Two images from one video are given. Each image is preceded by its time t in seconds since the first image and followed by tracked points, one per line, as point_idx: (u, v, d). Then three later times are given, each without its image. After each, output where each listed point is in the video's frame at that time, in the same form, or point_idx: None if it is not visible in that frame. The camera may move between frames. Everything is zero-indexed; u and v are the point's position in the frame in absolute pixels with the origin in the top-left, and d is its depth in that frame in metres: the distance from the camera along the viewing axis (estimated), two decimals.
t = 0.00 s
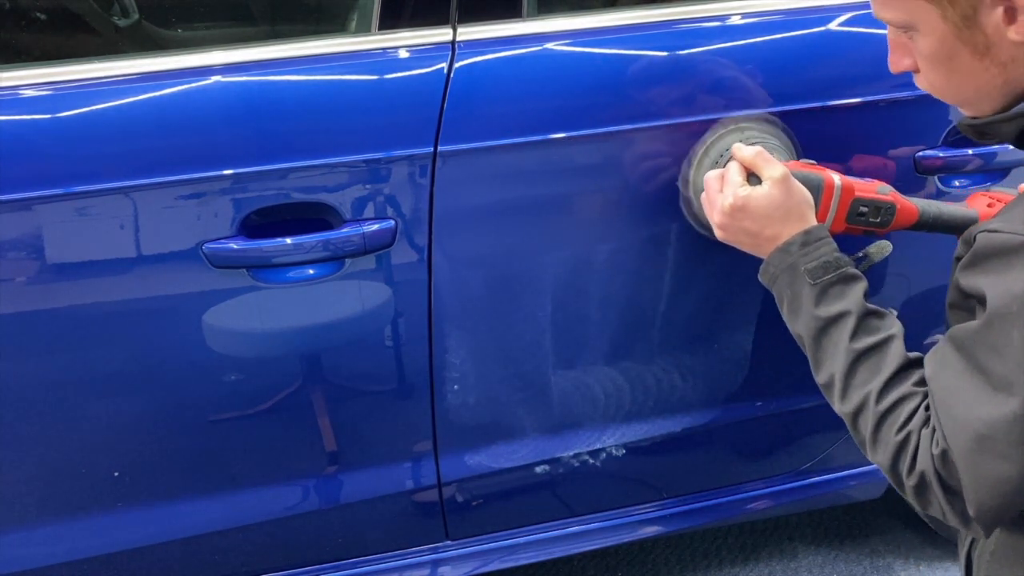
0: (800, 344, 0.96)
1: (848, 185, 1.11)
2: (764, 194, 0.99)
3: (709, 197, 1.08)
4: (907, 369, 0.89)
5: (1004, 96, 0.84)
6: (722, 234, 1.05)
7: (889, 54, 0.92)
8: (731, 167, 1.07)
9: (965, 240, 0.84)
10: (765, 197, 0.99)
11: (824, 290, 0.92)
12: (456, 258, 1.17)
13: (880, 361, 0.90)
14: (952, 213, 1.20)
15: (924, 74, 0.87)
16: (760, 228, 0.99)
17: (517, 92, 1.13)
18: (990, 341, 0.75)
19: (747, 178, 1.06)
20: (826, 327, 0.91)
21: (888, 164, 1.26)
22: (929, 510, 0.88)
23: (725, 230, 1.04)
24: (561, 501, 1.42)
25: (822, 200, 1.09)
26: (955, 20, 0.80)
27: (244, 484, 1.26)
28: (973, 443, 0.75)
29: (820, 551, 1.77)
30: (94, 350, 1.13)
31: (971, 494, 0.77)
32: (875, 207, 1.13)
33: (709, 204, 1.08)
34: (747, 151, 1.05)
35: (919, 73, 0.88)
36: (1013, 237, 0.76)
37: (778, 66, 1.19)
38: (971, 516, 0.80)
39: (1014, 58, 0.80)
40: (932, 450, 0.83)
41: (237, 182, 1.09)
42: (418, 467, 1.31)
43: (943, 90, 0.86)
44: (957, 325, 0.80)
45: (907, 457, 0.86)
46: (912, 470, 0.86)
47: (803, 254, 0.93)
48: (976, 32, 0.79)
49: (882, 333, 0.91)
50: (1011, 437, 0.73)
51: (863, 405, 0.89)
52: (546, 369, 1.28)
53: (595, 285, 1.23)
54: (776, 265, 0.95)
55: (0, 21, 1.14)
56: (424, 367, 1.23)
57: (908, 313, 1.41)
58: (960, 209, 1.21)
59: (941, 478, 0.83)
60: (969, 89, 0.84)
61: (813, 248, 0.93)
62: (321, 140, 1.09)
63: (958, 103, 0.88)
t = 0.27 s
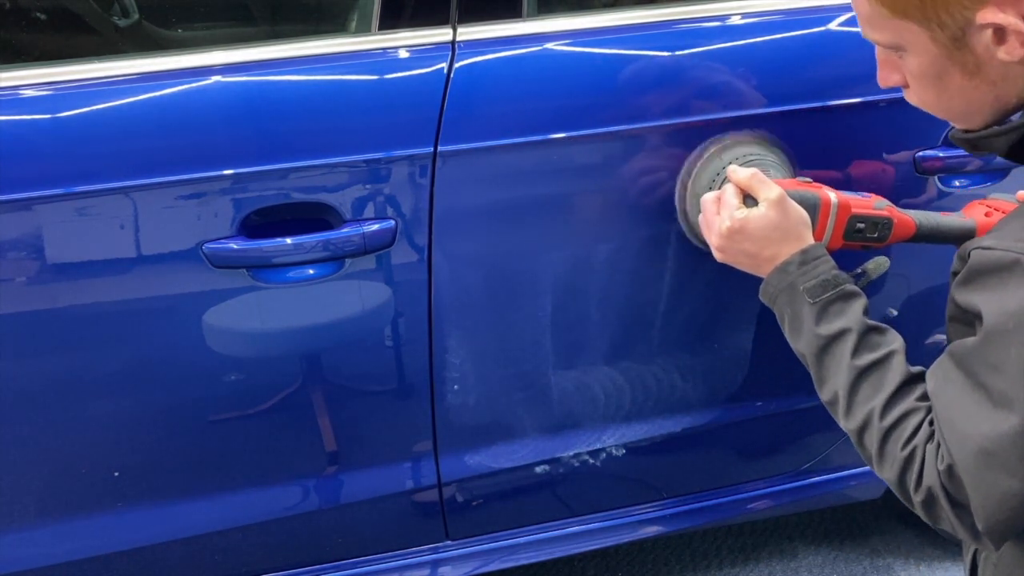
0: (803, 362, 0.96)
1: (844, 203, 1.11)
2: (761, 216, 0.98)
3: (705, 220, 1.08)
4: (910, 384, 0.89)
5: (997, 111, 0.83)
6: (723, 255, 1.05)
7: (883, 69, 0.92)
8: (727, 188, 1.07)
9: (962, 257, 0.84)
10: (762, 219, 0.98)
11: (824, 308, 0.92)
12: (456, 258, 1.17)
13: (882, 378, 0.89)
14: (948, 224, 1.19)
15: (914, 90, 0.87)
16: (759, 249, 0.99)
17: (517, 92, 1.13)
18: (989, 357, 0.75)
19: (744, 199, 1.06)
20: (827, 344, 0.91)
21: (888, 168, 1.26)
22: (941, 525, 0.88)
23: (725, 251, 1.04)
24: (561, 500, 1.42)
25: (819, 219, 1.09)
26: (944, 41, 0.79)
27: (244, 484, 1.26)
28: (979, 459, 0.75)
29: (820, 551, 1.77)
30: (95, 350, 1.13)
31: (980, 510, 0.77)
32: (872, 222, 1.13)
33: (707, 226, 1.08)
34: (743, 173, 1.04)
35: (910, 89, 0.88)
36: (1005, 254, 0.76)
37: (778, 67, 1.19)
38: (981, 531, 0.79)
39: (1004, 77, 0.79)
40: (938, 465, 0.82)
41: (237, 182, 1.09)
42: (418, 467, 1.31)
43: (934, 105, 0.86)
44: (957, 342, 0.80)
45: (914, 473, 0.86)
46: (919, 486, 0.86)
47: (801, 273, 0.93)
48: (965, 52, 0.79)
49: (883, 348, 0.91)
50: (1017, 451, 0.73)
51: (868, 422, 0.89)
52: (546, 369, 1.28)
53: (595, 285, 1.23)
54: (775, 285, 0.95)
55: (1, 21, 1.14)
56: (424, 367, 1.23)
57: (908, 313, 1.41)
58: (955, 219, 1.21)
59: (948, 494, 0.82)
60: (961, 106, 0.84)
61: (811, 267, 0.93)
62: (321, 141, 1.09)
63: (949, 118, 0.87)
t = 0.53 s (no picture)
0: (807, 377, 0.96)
1: (842, 218, 1.11)
2: (759, 236, 0.99)
3: (703, 240, 1.08)
4: (913, 397, 0.89)
5: (989, 127, 0.83)
6: (722, 276, 1.05)
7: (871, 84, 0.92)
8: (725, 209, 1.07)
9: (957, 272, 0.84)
10: (760, 240, 0.99)
11: (825, 324, 0.91)
12: (456, 258, 1.17)
13: (885, 392, 0.89)
14: (944, 235, 1.21)
15: (905, 107, 0.87)
16: (759, 270, 0.99)
17: (517, 92, 1.13)
18: (986, 372, 0.75)
19: (741, 219, 1.06)
20: (829, 360, 0.91)
21: (887, 173, 1.26)
22: (949, 537, 0.87)
23: (725, 272, 1.05)
24: (561, 500, 1.42)
25: (817, 235, 1.10)
26: (934, 66, 0.79)
27: (244, 484, 1.26)
28: (981, 475, 0.75)
29: (820, 551, 1.77)
30: (95, 350, 1.13)
31: (986, 525, 0.76)
32: (870, 237, 1.14)
33: (705, 246, 1.08)
34: (740, 195, 1.04)
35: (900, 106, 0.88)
36: (998, 271, 0.76)
37: (778, 67, 1.19)
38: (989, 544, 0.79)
39: (994, 96, 0.79)
40: (942, 480, 0.82)
41: (237, 182, 1.09)
42: (418, 467, 1.31)
43: (926, 122, 0.86)
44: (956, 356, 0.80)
45: (919, 487, 0.86)
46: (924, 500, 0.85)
47: (800, 290, 0.93)
48: (955, 75, 0.79)
49: (885, 362, 0.90)
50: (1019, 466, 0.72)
51: (872, 437, 0.89)
52: (546, 369, 1.28)
53: (595, 285, 1.23)
54: (776, 302, 0.95)
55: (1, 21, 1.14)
56: (424, 367, 1.23)
57: (908, 313, 1.41)
58: (952, 230, 1.22)
59: (954, 507, 0.82)
60: (954, 123, 0.84)
61: (810, 283, 0.93)
62: (321, 141, 1.09)
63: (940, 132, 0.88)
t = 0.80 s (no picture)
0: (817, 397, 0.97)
1: (842, 239, 1.12)
2: (759, 262, 1.00)
3: (705, 266, 1.09)
4: (920, 413, 0.89)
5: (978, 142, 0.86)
6: (727, 301, 1.07)
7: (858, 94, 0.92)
8: (726, 233, 1.08)
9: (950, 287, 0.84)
10: (761, 265, 1.00)
11: (828, 344, 0.92)
12: (456, 259, 1.17)
13: (891, 409, 0.90)
14: (946, 246, 1.22)
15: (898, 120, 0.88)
16: (761, 295, 1.01)
17: (517, 92, 1.13)
18: (983, 388, 0.75)
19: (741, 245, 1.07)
20: (834, 380, 0.92)
21: (889, 178, 1.27)
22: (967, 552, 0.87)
23: (729, 297, 1.06)
24: (561, 500, 1.42)
25: (817, 257, 1.10)
26: (938, 93, 0.79)
27: (244, 484, 1.26)
28: (988, 488, 0.75)
29: (820, 551, 1.77)
30: (95, 350, 1.13)
31: (999, 537, 0.76)
32: (871, 255, 1.14)
33: (708, 272, 1.09)
34: (738, 220, 1.05)
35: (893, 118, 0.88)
36: (988, 287, 0.76)
37: (777, 67, 1.19)
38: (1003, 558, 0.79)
39: (991, 117, 0.80)
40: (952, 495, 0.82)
41: (237, 182, 1.09)
42: (418, 467, 1.31)
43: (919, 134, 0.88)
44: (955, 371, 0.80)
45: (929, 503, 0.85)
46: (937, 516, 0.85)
47: (802, 312, 0.95)
48: (955, 99, 0.79)
49: (891, 379, 0.91)
50: None
51: (881, 454, 0.89)
52: (546, 369, 1.28)
53: (595, 285, 1.23)
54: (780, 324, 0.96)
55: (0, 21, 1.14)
56: (424, 367, 1.23)
57: (908, 313, 1.41)
58: (954, 241, 1.23)
59: (966, 522, 0.81)
60: (948, 140, 0.86)
61: (811, 305, 0.95)
62: (321, 140, 1.09)
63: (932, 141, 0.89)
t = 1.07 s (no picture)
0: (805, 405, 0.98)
1: (827, 243, 1.11)
2: (742, 273, 1.00)
3: (690, 276, 1.10)
4: (907, 419, 0.90)
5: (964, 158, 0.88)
6: (711, 309, 1.07)
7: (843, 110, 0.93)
8: (710, 242, 1.08)
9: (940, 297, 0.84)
10: (744, 276, 1.00)
11: (814, 352, 0.94)
12: (456, 259, 1.17)
13: (878, 416, 0.91)
14: (933, 247, 1.21)
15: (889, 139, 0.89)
16: (746, 304, 1.01)
17: (516, 92, 1.13)
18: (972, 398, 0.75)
19: (726, 254, 1.07)
20: (821, 388, 0.93)
21: (879, 177, 1.26)
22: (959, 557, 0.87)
23: (714, 306, 1.06)
24: (561, 501, 1.42)
25: (802, 262, 1.10)
26: (932, 118, 0.80)
27: (244, 484, 1.26)
28: (976, 496, 0.75)
29: (820, 551, 1.77)
30: (95, 350, 1.13)
31: (987, 542, 0.76)
32: (857, 258, 1.13)
33: (693, 280, 1.10)
34: (722, 230, 1.05)
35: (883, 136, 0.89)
36: (976, 300, 0.76)
37: (777, 67, 1.19)
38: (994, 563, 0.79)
39: (984, 135, 0.81)
40: (940, 501, 0.82)
41: (237, 182, 1.09)
42: (418, 467, 1.31)
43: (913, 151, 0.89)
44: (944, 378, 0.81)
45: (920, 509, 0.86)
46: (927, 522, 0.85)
47: (787, 319, 0.96)
48: (950, 121, 0.80)
49: (877, 386, 0.92)
50: (1012, 488, 0.72)
51: (870, 461, 0.90)
52: (546, 369, 1.28)
53: (595, 285, 1.23)
54: (766, 332, 0.97)
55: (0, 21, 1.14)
56: (424, 367, 1.23)
57: (908, 313, 1.41)
58: (941, 241, 1.22)
59: (956, 527, 0.81)
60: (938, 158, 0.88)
61: (796, 313, 0.95)
62: (321, 141, 1.09)
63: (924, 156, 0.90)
